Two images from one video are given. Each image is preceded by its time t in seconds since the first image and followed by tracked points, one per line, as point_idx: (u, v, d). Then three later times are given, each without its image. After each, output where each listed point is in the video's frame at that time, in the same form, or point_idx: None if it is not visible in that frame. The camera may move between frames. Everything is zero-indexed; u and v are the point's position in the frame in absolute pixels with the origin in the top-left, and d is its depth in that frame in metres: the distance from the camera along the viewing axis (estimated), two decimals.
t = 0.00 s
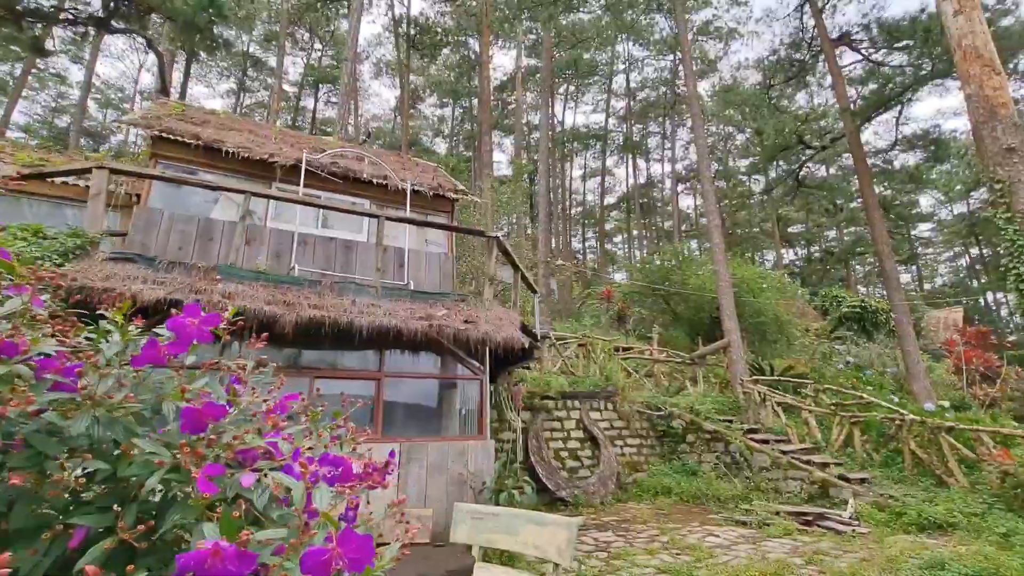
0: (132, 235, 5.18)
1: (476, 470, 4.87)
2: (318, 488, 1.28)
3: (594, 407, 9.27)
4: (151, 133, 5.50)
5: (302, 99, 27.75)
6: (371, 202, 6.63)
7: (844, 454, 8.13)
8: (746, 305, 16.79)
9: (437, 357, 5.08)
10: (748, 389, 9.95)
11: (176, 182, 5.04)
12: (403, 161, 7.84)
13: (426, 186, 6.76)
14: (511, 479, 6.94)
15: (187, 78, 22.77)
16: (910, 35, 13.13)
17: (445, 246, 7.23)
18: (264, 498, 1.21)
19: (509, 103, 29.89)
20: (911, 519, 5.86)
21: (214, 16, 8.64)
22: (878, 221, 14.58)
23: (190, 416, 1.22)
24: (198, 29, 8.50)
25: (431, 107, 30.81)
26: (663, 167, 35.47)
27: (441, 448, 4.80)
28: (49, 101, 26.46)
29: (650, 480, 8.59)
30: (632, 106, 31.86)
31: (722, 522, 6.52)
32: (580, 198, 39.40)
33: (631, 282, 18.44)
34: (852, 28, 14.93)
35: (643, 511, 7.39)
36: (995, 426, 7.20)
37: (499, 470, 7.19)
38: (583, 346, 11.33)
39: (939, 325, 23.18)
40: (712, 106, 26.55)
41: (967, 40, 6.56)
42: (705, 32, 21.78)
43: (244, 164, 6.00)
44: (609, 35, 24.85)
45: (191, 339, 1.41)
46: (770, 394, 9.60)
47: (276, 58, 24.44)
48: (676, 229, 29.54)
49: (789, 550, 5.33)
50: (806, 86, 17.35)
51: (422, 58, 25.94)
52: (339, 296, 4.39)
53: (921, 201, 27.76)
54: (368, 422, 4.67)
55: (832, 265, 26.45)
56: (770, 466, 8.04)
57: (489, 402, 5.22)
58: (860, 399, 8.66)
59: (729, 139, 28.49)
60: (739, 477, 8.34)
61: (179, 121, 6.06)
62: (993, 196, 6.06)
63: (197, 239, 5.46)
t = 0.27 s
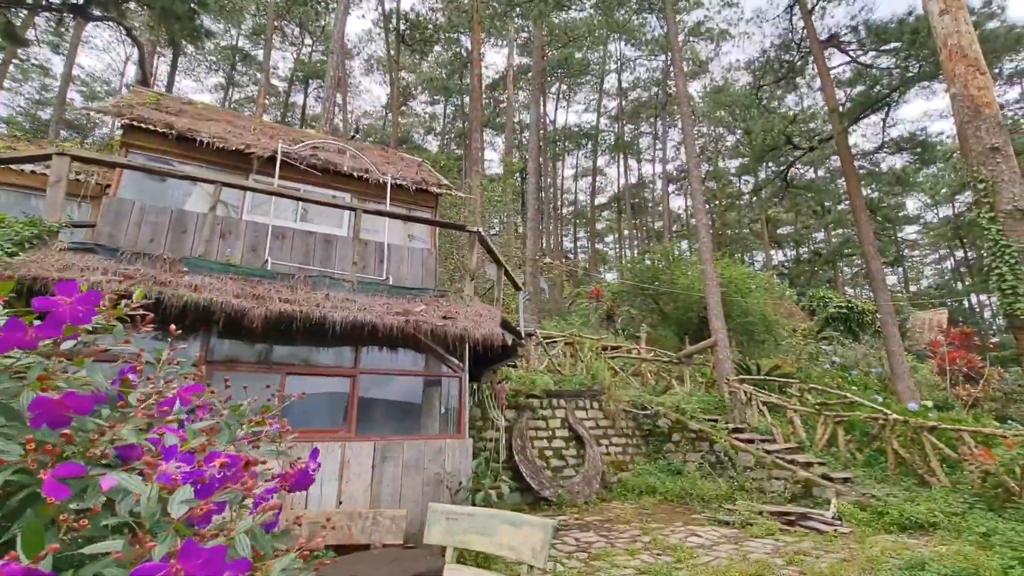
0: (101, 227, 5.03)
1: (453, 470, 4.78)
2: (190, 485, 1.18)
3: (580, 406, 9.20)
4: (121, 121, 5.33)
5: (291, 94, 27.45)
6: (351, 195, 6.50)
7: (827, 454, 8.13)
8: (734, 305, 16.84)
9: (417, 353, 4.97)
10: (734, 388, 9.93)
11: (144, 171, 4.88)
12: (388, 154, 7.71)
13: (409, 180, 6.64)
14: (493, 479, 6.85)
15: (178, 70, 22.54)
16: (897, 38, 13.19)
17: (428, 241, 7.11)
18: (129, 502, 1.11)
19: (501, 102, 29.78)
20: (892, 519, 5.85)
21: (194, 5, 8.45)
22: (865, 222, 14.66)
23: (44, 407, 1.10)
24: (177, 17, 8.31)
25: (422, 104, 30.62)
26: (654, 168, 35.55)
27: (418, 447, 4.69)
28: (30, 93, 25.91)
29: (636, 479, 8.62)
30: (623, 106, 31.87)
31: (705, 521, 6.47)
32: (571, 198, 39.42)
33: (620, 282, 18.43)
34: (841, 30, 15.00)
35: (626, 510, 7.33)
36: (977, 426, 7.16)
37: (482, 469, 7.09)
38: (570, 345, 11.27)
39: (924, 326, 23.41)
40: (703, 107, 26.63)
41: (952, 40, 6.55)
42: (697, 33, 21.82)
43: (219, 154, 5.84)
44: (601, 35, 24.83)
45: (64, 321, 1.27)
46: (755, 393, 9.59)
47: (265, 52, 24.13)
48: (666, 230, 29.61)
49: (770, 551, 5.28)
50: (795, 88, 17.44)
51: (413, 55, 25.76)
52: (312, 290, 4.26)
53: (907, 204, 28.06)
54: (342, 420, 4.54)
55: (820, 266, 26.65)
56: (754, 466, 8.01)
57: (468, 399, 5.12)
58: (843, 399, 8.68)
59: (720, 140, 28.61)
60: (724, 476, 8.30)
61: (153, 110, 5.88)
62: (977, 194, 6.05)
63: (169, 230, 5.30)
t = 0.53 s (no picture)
0: (71, 217, 4.86)
1: (433, 470, 4.66)
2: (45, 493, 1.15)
3: (568, 405, 9.11)
4: (94, 109, 5.15)
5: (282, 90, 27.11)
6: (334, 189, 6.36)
7: (816, 454, 8.08)
8: (726, 304, 16.83)
9: (397, 350, 4.86)
10: (724, 388, 9.89)
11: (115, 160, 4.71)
12: (375, 148, 7.57)
13: (393, 173, 6.51)
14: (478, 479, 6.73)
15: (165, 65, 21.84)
16: (889, 39, 13.18)
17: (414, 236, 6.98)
18: None
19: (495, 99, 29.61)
20: (880, 520, 5.79)
21: None
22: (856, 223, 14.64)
23: None
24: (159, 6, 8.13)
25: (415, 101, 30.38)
26: (647, 167, 35.54)
27: (398, 446, 4.56)
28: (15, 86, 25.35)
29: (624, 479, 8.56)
30: (617, 105, 31.81)
31: (692, 522, 6.40)
32: (565, 197, 39.34)
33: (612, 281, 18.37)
34: (833, 31, 15.00)
35: (613, 511, 7.25)
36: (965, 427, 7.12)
37: (467, 468, 6.97)
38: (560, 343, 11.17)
39: (913, 327, 23.55)
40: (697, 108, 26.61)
41: (943, 37, 6.49)
42: (691, 33, 21.77)
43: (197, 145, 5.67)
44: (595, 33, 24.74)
45: None
46: (745, 393, 9.54)
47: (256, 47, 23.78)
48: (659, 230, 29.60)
49: (757, 552, 5.20)
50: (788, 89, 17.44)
51: (406, 51, 25.54)
52: (288, 284, 4.13)
53: (897, 206, 28.21)
54: (318, 418, 4.41)
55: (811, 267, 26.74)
56: (743, 466, 7.92)
57: (450, 398, 5.01)
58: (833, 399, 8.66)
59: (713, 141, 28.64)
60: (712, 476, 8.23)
61: (128, 99, 5.71)
62: (966, 193, 5.99)
63: (144, 222, 5.14)
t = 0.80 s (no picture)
0: (44, 204, 4.66)
1: (418, 468, 4.52)
2: None
3: (562, 403, 8.99)
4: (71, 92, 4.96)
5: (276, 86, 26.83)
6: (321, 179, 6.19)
7: (811, 453, 7.97)
8: (721, 303, 16.79)
9: (383, 344, 4.71)
10: (719, 386, 9.79)
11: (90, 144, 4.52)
12: (366, 139, 7.42)
13: (382, 164, 6.35)
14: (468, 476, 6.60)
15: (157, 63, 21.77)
16: (886, 37, 13.09)
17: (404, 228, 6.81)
18: None
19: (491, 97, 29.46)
20: (877, 520, 5.70)
21: None
22: (852, 223, 14.34)
23: None
24: None
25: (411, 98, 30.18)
26: (643, 166, 35.49)
27: (382, 443, 4.42)
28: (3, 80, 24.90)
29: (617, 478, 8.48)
30: (614, 104, 31.72)
31: (685, 522, 6.28)
32: (561, 196, 39.26)
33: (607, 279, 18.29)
34: (830, 29, 14.94)
35: (605, 510, 7.13)
36: (962, 426, 7.01)
37: (457, 466, 6.84)
38: (554, 341, 11.06)
39: (907, 327, 23.58)
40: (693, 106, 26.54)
41: (944, 30, 6.37)
42: (688, 32, 21.71)
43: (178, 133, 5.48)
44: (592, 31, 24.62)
45: None
46: (740, 391, 9.44)
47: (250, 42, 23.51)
48: (654, 229, 29.55)
49: (752, 553, 5.08)
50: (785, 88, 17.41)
51: (402, 48, 25.35)
52: (268, 273, 3.97)
53: (892, 206, 28.28)
54: (299, 414, 4.26)
55: (806, 267, 26.76)
56: (737, 465, 7.78)
57: (438, 394, 4.87)
58: (829, 398, 8.56)
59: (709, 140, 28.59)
60: (706, 475, 8.11)
61: (108, 84, 5.51)
62: (966, 187, 5.88)
63: (121, 210, 4.95)
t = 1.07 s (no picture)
0: (13, 189, 4.45)
1: (403, 465, 4.36)
2: None
3: (555, 400, 8.84)
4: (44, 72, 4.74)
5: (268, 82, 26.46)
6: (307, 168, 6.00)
7: (807, 451, 7.85)
8: (716, 301, 16.71)
9: (368, 336, 4.56)
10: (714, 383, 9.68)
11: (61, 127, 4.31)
12: (355, 129, 7.23)
13: (371, 153, 6.17)
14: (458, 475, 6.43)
15: (150, 58, 21.13)
16: (884, 33, 13.01)
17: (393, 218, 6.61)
18: None
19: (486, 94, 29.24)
20: (875, 519, 5.57)
21: None
22: (848, 221, 14.26)
23: None
24: None
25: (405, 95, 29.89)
26: (639, 165, 35.41)
27: (366, 439, 4.25)
28: None
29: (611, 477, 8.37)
30: (610, 102, 31.60)
31: (680, 521, 6.15)
32: (556, 194, 39.12)
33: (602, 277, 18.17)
34: (827, 25, 14.86)
35: (599, 509, 6.99)
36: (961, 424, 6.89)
37: (447, 464, 6.66)
38: (547, 337, 10.91)
39: (901, 327, 23.61)
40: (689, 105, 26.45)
41: (945, 20, 6.25)
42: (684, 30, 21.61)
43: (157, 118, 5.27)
44: (588, 28, 24.47)
45: None
46: (735, 389, 9.32)
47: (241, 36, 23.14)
48: (649, 228, 29.47)
49: (748, 553, 4.95)
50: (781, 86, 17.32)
51: (396, 44, 25.08)
52: (246, 261, 3.79)
53: (886, 206, 28.33)
54: (278, 409, 4.09)
55: (800, 267, 26.75)
56: (733, 463, 7.62)
57: (424, 389, 4.71)
58: (825, 395, 8.46)
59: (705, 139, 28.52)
60: (701, 474, 7.96)
61: (84, 66, 5.29)
62: (968, 180, 5.76)
63: (95, 197, 4.74)
